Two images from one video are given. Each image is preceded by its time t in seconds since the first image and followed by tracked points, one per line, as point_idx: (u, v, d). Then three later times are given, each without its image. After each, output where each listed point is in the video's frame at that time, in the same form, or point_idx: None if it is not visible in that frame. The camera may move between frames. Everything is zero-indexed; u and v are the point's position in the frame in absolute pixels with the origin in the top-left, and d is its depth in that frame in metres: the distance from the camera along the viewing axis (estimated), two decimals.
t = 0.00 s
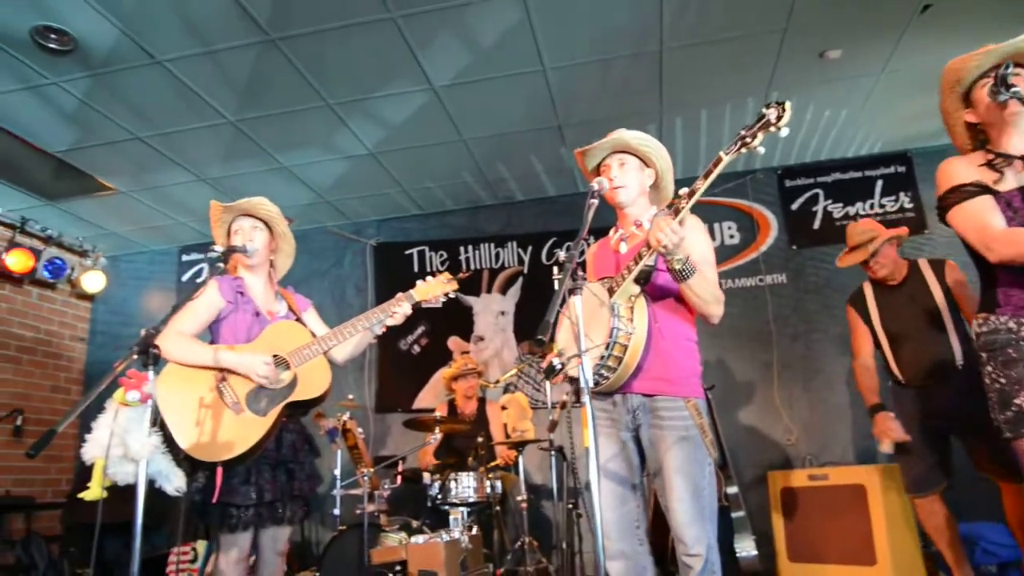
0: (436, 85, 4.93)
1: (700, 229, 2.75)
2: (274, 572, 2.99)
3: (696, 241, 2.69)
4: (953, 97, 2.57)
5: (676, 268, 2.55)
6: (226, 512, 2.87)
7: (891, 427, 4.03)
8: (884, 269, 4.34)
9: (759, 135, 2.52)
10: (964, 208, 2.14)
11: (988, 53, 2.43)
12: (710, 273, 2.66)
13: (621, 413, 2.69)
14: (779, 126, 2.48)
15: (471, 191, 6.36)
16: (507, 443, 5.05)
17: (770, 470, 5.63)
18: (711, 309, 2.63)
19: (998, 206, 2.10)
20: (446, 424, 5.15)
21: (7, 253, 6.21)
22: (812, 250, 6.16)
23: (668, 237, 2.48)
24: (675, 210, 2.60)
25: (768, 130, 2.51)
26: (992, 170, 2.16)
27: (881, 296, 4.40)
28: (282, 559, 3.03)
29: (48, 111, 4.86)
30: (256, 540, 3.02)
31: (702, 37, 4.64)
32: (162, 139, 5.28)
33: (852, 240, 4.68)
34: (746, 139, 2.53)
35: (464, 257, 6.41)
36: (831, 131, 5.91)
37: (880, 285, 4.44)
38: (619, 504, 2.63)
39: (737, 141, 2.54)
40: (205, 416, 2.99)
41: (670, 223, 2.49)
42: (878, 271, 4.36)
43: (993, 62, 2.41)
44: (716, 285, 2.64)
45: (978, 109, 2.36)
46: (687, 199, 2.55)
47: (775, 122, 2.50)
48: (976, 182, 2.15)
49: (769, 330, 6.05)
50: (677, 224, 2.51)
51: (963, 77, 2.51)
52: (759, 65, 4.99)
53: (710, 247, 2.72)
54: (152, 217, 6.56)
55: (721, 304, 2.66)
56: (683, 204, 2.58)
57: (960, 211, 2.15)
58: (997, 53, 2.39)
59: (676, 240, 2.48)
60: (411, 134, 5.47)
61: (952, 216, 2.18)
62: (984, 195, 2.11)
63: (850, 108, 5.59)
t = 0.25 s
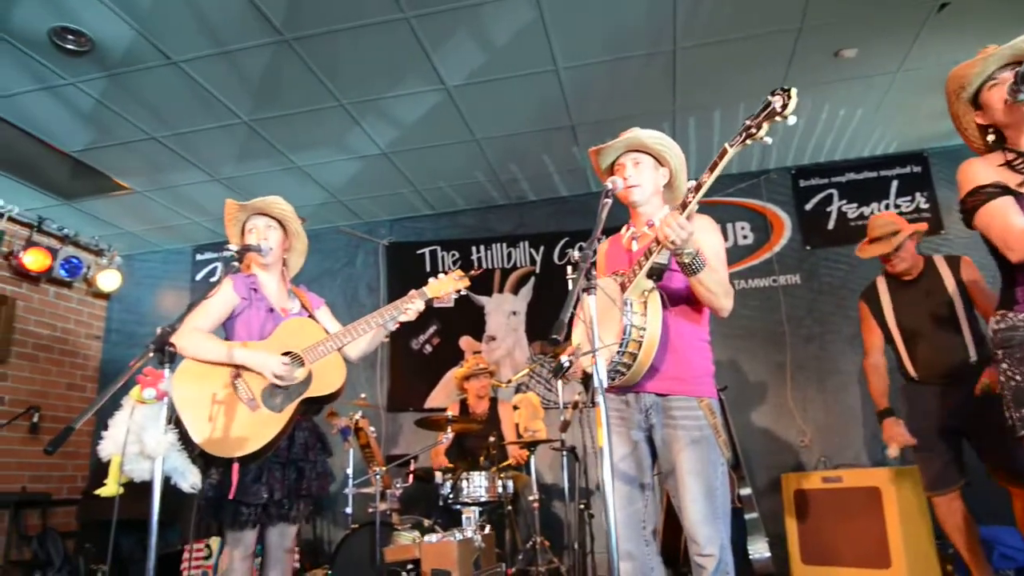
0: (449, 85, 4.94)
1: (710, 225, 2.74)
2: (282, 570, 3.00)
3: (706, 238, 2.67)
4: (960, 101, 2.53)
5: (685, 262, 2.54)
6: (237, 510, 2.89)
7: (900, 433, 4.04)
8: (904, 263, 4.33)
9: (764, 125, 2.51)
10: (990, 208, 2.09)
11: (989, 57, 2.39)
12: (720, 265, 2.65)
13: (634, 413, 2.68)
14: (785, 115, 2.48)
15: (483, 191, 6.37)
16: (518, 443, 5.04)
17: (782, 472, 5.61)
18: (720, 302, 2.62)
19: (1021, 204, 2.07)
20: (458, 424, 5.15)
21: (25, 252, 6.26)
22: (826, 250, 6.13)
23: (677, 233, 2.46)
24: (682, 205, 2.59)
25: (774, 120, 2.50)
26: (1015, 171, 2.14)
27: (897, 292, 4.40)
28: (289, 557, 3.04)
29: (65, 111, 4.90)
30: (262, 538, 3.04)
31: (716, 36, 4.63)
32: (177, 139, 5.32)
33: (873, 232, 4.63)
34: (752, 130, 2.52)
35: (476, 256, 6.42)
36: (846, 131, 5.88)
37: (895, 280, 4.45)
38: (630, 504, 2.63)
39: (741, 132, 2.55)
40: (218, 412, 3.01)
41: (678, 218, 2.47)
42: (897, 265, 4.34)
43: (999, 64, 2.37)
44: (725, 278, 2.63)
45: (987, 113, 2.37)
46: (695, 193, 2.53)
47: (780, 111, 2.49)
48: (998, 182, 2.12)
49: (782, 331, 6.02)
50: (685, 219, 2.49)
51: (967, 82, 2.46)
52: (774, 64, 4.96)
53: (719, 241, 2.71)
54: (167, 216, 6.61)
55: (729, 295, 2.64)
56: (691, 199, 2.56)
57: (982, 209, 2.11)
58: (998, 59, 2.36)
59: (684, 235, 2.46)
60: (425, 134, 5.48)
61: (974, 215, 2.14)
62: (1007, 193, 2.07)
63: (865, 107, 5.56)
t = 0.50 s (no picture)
0: (464, 84, 4.95)
1: (726, 226, 2.72)
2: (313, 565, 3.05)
3: (723, 239, 2.66)
4: (989, 95, 2.45)
5: (701, 265, 2.55)
6: (261, 507, 2.93)
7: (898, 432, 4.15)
8: (934, 265, 4.28)
9: (778, 125, 2.50)
10: (1012, 209, 2.08)
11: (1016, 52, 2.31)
12: (737, 266, 2.63)
13: (650, 413, 2.69)
14: (800, 115, 2.47)
15: (498, 190, 6.38)
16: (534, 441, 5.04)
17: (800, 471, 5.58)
18: (739, 305, 2.61)
19: None
20: (474, 422, 5.16)
21: (47, 253, 6.34)
22: (844, 248, 6.09)
23: (691, 233, 2.46)
24: (697, 206, 2.58)
25: (789, 120, 2.49)
26: None
27: (924, 294, 4.37)
28: (316, 553, 3.09)
29: (85, 114, 4.95)
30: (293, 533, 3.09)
31: (731, 33, 4.61)
32: (195, 140, 5.36)
33: (901, 234, 4.58)
34: (766, 131, 2.51)
35: (492, 255, 6.43)
36: (864, 128, 5.85)
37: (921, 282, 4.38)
38: (648, 504, 2.63)
39: (756, 133, 2.53)
40: (236, 409, 3.03)
41: (692, 218, 2.47)
42: (926, 267, 4.31)
43: None
44: (743, 280, 2.62)
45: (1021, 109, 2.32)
46: (709, 194, 2.53)
47: (795, 111, 2.48)
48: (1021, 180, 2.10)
49: (800, 329, 5.99)
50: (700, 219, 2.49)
51: (997, 78, 2.38)
52: (791, 60, 4.94)
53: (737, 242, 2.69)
54: (185, 217, 6.67)
55: (749, 298, 2.63)
56: (706, 199, 2.56)
57: (1005, 209, 2.09)
58: None
59: (699, 236, 2.46)
60: (440, 133, 5.50)
61: (997, 215, 2.13)
62: None
63: (883, 103, 5.52)
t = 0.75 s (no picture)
0: (478, 82, 4.96)
1: (742, 226, 2.69)
2: (318, 563, 3.05)
3: (738, 240, 2.63)
4: (1011, 83, 2.42)
5: (721, 268, 2.54)
6: (274, 503, 2.94)
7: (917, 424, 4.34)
8: (956, 259, 4.30)
9: (796, 129, 2.50)
10: None
11: None
12: (753, 268, 2.62)
13: (666, 411, 2.68)
14: (819, 119, 2.47)
15: (512, 188, 6.39)
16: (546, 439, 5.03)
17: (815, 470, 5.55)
18: (755, 305, 2.62)
19: None
20: (487, 420, 5.17)
21: (65, 251, 6.40)
22: (860, 246, 6.06)
23: (707, 234, 2.46)
24: (714, 207, 2.57)
25: (808, 123, 2.49)
26: None
27: (951, 289, 4.37)
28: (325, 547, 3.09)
29: (103, 113, 5.00)
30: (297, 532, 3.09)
31: (748, 29, 4.59)
32: (210, 139, 5.40)
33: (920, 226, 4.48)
34: (784, 134, 2.51)
35: (505, 254, 6.44)
36: (881, 124, 5.81)
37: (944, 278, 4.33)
38: (662, 502, 2.63)
39: (774, 136, 2.53)
40: (254, 406, 3.05)
41: (709, 220, 2.47)
42: (949, 261, 4.32)
43: None
44: (759, 281, 2.62)
45: None
46: (725, 196, 2.53)
47: (814, 115, 2.48)
48: None
49: (815, 327, 5.97)
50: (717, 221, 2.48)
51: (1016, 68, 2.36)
52: (808, 56, 4.91)
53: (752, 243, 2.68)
54: (201, 215, 6.72)
55: (766, 299, 2.64)
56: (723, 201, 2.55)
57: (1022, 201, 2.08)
58: None
59: (716, 237, 2.46)
60: (455, 132, 5.51)
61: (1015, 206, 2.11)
62: None
63: (901, 99, 5.49)
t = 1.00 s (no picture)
0: (489, 80, 4.95)
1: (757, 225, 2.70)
2: (336, 561, 3.08)
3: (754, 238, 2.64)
4: None
5: (747, 269, 2.52)
6: (289, 499, 2.94)
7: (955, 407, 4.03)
8: (984, 252, 4.10)
9: (821, 129, 2.49)
10: None
11: None
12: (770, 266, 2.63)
13: (680, 410, 2.67)
14: (843, 121, 2.47)
15: (522, 186, 6.39)
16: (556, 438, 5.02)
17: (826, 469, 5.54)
18: (769, 304, 2.63)
19: None
20: (497, 418, 5.17)
21: (79, 248, 6.42)
22: (873, 245, 6.03)
23: (732, 233, 2.43)
24: (736, 207, 2.55)
25: (832, 124, 2.48)
26: None
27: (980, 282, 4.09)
28: (341, 545, 3.11)
29: (117, 111, 5.02)
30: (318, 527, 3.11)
31: (761, 26, 4.57)
32: (222, 137, 5.42)
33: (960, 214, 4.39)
34: (809, 134, 2.49)
35: (515, 252, 6.44)
36: (894, 122, 5.78)
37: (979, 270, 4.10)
38: (675, 501, 2.62)
39: (798, 136, 2.52)
40: (268, 405, 3.07)
41: (732, 219, 2.44)
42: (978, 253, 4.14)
43: None
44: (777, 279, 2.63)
45: None
46: (748, 196, 2.50)
47: (839, 116, 2.47)
48: None
49: (826, 326, 5.94)
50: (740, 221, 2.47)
51: None
52: (822, 53, 4.88)
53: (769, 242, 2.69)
54: (213, 213, 6.75)
55: (782, 298, 2.65)
56: (744, 201, 2.53)
57: None
58: None
59: (741, 236, 2.43)
60: (466, 129, 5.52)
61: None
62: None
63: (914, 96, 5.46)
